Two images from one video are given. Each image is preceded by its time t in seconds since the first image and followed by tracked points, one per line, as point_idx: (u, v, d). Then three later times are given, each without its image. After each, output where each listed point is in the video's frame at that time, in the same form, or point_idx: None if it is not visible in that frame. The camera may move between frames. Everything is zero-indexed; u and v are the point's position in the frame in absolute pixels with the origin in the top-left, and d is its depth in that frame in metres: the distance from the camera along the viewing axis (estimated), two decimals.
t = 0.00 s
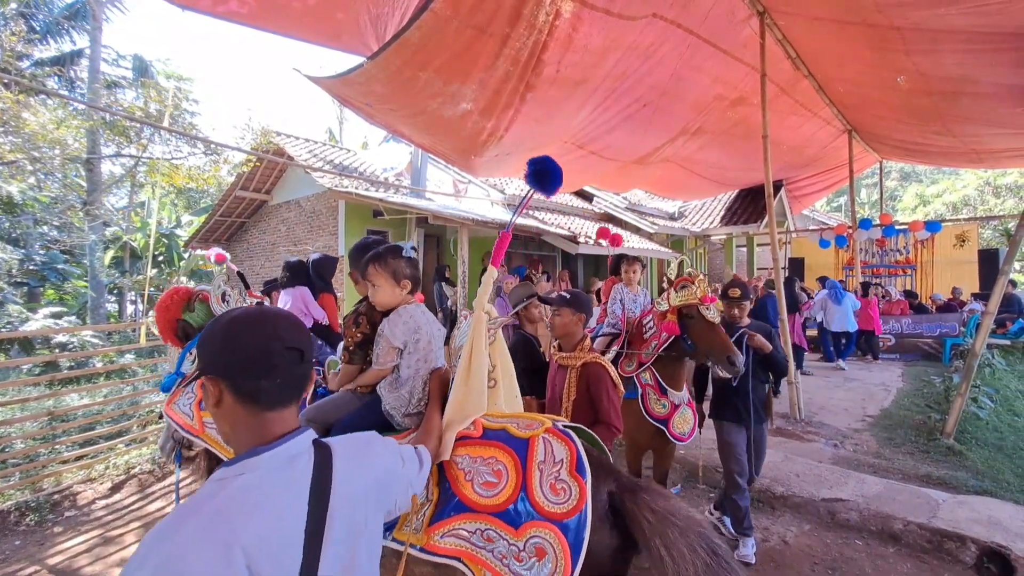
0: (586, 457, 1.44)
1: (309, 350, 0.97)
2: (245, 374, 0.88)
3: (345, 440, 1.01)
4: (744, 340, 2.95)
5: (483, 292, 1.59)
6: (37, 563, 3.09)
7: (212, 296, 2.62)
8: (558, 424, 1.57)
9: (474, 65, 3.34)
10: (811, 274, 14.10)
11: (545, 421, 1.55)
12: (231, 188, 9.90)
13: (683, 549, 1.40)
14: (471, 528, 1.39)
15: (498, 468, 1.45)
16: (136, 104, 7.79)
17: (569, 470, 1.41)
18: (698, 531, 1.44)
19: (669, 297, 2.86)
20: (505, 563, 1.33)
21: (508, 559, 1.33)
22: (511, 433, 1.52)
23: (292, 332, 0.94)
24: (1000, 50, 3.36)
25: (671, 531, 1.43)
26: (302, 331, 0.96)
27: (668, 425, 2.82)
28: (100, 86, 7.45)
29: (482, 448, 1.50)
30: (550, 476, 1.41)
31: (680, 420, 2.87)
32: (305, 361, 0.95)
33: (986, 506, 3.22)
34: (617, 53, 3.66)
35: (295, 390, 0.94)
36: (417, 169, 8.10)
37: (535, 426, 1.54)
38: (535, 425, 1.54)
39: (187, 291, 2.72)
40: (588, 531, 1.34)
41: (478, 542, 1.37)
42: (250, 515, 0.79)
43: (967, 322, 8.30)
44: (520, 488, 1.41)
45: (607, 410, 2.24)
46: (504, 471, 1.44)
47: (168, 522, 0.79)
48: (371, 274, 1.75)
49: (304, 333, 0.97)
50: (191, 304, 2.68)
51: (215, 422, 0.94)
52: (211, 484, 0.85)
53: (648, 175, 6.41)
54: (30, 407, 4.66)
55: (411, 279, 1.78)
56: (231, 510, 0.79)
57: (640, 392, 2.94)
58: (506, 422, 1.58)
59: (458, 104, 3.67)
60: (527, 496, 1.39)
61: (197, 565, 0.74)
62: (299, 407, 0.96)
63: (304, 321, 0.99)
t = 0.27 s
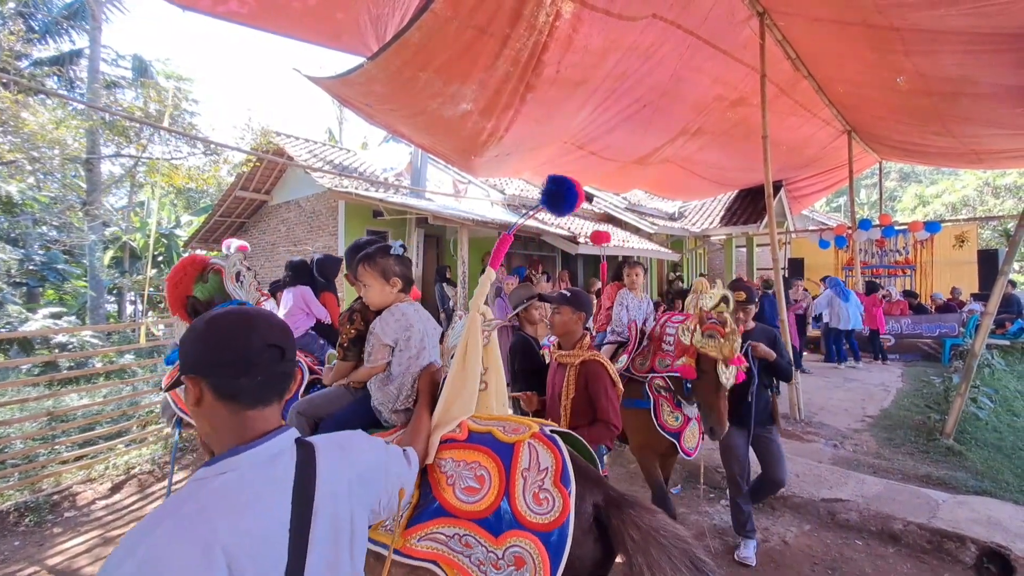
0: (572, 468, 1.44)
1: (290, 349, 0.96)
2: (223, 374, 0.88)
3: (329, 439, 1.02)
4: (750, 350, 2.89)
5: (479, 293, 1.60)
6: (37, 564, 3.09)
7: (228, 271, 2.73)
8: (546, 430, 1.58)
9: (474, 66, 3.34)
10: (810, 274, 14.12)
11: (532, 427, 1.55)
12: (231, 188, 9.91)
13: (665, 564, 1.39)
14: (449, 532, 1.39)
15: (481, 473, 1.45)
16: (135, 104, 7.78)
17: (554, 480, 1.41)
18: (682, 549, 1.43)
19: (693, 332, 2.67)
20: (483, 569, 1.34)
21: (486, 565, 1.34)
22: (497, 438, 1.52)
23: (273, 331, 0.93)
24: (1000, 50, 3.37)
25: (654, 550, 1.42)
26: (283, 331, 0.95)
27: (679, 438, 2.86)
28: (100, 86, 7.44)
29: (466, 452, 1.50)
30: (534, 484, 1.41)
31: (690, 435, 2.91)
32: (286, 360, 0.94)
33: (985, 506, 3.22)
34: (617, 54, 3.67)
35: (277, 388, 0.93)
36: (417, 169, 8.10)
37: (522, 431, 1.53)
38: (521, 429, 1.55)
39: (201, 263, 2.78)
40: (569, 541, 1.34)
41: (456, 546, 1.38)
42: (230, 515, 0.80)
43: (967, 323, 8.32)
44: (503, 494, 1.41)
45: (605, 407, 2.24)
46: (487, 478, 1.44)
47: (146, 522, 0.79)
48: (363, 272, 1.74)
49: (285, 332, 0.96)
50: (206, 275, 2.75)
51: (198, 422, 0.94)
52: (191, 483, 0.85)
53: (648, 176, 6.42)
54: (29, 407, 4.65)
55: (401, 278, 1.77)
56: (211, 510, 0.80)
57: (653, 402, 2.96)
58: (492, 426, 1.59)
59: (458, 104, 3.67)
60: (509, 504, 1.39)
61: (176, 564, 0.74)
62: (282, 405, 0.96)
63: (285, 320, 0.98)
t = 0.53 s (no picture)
0: (560, 458, 1.47)
1: (264, 349, 0.93)
2: (194, 376, 0.86)
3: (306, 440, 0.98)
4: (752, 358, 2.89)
5: (459, 287, 1.57)
6: (36, 565, 3.09)
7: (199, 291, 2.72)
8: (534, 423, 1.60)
9: (474, 66, 3.34)
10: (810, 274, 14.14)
11: (520, 420, 1.57)
12: (230, 188, 9.91)
13: (655, 546, 1.42)
14: (443, 530, 1.40)
15: (471, 469, 1.46)
16: (135, 105, 7.79)
17: (544, 471, 1.43)
18: (670, 531, 1.46)
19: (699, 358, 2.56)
20: (478, 564, 1.34)
21: (481, 560, 1.34)
22: (486, 434, 1.53)
23: (244, 331, 0.90)
24: (1000, 51, 3.37)
25: (644, 530, 1.45)
26: (256, 330, 0.92)
27: (682, 448, 2.86)
28: (99, 86, 7.44)
29: (455, 449, 1.50)
30: (524, 477, 1.43)
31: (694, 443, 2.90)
32: (258, 361, 0.91)
33: (985, 506, 3.22)
34: (618, 54, 3.67)
35: (250, 390, 0.91)
36: (417, 169, 8.11)
37: (511, 425, 1.55)
38: (509, 424, 1.55)
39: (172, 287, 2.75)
40: (560, 530, 1.36)
41: (450, 543, 1.38)
42: (196, 525, 0.77)
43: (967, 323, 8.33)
44: (494, 487, 1.42)
45: (604, 409, 2.23)
46: (478, 473, 1.45)
47: (118, 530, 0.77)
48: (352, 264, 1.74)
49: (259, 331, 0.93)
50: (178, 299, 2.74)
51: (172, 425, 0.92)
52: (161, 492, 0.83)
53: (648, 176, 6.43)
54: (29, 407, 4.65)
55: (393, 273, 1.76)
56: (183, 517, 0.78)
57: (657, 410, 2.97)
58: (481, 422, 1.59)
59: (458, 104, 3.67)
60: (501, 497, 1.40)
61: None
62: (257, 406, 0.94)
63: (259, 319, 0.94)
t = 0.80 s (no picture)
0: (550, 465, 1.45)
1: (242, 349, 0.92)
2: (173, 377, 0.85)
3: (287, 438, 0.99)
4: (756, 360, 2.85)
5: (461, 290, 1.55)
6: (36, 565, 3.09)
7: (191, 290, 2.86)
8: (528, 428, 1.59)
9: (474, 66, 3.34)
10: (810, 274, 14.15)
11: (514, 424, 1.57)
12: (230, 188, 9.91)
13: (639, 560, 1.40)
14: (427, 527, 1.39)
15: (460, 468, 1.46)
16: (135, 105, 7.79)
17: (532, 476, 1.42)
18: (654, 540, 1.44)
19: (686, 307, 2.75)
20: (458, 563, 1.32)
21: (461, 559, 1.32)
22: (478, 435, 1.53)
23: (223, 330, 0.89)
24: (999, 52, 3.38)
25: (628, 542, 1.42)
26: (235, 327, 0.92)
27: (684, 442, 2.72)
28: (99, 86, 7.44)
29: (445, 447, 1.51)
30: (512, 480, 1.42)
31: (699, 438, 2.73)
32: (237, 360, 0.90)
33: (985, 506, 3.22)
34: (618, 55, 3.67)
35: (229, 389, 0.90)
36: (417, 169, 8.11)
37: (504, 428, 1.55)
38: (502, 427, 1.57)
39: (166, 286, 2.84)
40: (544, 537, 1.34)
41: (432, 541, 1.37)
42: (171, 524, 0.77)
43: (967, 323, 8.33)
44: (481, 489, 1.41)
45: (601, 409, 2.22)
46: (465, 472, 1.45)
47: (89, 529, 0.77)
48: (343, 269, 1.74)
49: (238, 329, 0.92)
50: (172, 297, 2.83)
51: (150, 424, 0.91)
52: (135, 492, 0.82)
53: (648, 177, 6.43)
54: (29, 407, 4.65)
55: (382, 276, 1.77)
56: (162, 517, 0.77)
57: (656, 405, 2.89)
58: (473, 423, 1.60)
59: (459, 105, 3.67)
60: (486, 498, 1.39)
61: None
62: (236, 405, 0.93)
63: (238, 316, 0.94)
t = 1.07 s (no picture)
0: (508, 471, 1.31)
1: (213, 357, 0.93)
2: (142, 384, 0.86)
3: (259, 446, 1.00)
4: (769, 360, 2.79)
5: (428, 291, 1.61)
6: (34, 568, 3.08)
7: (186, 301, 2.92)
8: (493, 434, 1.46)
9: (474, 67, 3.33)
10: (810, 275, 14.16)
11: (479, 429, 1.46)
12: (230, 188, 9.91)
13: None
14: (381, 540, 1.31)
15: (416, 477, 1.38)
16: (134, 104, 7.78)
17: (486, 484, 1.28)
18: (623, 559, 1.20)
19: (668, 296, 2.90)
20: None
21: None
22: (439, 442, 1.44)
23: (193, 335, 0.91)
24: (999, 53, 3.38)
25: (591, 563, 1.19)
26: (205, 334, 0.93)
27: (691, 442, 2.70)
28: (99, 86, 7.43)
29: (405, 455, 1.44)
30: (467, 489, 1.30)
31: (706, 439, 2.72)
32: (206, 367, 0.91)
33: (985, 508, 3.22)
34: (618, 55, 3.67)
35: (200, 395, 0.91)
36: (417, 170, 8.11)
37: (467, 434, 1.45)
38: (466, 433, 1.46)
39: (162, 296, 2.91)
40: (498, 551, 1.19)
41: (389, 554, 1.28)
42: (132, 533, 0.78)
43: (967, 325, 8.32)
44: (434, 499, 1.32)
45: (598, 414, 2.19)
46: (422, 482, 1.36)
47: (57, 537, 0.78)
48: (332, 273, 1.77)
49: (209, 336, 0.93)
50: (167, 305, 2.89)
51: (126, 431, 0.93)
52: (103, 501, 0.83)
53: (648, 177, 6.42)
54: (29, 409, 4.64)
55: (373, 281, 1.79)
56: (127, 526, 0.78)
57: (663, 405, 2.86)
58: (440, 430, 1.51)
59: (459, 105, 3.66)
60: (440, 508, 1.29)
61: None
62: (207, 411, 0.94)
63: (210, 324, 0.95)
